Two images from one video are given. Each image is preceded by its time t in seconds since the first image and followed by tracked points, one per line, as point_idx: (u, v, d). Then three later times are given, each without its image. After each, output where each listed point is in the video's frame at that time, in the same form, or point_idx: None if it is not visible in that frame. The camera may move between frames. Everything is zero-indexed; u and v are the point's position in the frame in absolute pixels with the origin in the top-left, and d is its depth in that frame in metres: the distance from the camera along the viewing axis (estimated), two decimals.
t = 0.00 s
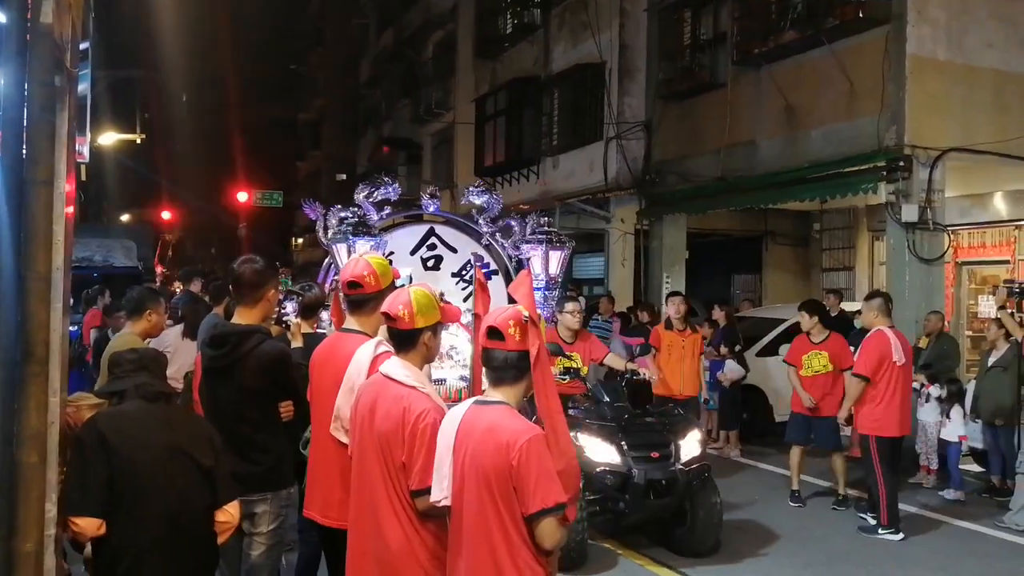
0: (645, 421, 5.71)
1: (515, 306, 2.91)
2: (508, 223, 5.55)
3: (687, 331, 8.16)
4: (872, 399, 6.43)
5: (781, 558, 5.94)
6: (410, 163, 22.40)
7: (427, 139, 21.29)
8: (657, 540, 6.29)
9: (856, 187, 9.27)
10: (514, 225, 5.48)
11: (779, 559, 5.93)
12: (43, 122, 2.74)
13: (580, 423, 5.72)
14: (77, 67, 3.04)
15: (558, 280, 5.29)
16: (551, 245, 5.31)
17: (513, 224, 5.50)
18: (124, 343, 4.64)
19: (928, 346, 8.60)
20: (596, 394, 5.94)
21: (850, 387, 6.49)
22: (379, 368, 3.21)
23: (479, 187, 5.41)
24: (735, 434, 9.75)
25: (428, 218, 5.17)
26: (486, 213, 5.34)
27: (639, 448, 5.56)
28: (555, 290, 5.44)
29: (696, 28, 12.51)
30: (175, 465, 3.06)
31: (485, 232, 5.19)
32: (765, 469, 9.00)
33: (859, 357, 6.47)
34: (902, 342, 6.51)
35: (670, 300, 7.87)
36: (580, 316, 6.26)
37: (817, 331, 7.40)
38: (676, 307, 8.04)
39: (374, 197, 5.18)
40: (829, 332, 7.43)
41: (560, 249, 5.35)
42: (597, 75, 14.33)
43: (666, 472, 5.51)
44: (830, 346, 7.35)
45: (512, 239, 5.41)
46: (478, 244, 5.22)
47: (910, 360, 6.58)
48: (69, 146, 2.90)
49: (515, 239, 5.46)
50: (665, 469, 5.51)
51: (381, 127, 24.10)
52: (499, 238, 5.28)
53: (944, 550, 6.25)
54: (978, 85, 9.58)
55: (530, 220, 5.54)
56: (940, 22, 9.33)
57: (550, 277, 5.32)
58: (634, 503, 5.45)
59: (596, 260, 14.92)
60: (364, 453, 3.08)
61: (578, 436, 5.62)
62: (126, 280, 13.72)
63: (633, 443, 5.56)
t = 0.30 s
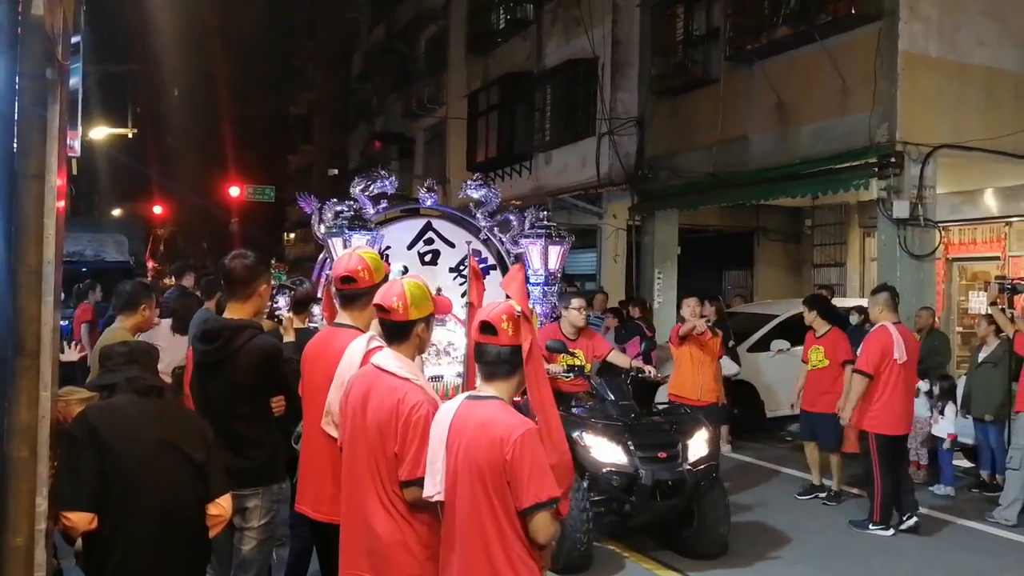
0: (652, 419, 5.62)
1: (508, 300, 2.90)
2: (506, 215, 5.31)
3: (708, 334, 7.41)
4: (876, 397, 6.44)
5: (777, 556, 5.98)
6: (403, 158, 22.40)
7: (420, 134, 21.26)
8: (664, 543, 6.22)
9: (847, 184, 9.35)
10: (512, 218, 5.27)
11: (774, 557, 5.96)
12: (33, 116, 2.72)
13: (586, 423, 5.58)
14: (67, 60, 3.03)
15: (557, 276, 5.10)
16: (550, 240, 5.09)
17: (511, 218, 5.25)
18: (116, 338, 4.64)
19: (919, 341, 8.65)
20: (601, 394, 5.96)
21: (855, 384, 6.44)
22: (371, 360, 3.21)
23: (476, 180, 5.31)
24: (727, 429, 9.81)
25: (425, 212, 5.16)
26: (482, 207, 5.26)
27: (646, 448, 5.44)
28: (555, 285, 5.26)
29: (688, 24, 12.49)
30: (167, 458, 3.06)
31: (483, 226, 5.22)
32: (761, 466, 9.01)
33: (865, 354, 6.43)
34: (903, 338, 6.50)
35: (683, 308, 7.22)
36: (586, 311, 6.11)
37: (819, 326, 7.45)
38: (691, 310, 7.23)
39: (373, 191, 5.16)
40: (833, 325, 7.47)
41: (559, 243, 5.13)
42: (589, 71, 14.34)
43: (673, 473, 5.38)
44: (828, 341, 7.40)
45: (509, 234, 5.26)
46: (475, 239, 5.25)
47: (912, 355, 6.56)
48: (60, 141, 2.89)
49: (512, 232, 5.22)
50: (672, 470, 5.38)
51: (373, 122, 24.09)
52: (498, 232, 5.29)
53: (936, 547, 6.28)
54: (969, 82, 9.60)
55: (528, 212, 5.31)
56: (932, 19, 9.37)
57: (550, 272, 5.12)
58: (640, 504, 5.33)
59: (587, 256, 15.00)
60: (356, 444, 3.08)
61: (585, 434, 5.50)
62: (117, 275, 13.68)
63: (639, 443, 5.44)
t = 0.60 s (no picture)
0: (660, 412, 5.50)
1: (503, 287, 2.90)
2: (505, 204, 5.38)
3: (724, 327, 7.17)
4: (897, 391, 6.23)
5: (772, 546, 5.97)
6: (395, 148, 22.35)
7: (412, 124, 21.20)
8: (672, 539, 6.06)
9: (839, 173, 9.40)
10: (511, 206, 5.32)
11: (769, 546, 5.96)
12: (23, 103, 2.71)
13: (593, 416, 5.44)
14: (57, 46, 3.01)
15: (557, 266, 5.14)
16: (550, 228, 5.14)
17: (510, 205, 5.32)
18: (107, 327, 4.62)
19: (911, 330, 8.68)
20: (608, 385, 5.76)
21: (878, 381, 6.15)
22: (363, 345, 3.21)
23: (475, 167, 5.37)
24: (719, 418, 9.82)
25: (423, 200, 5.16)
26: (482, 194, 5.30)
27: (654, 442, 5.30)
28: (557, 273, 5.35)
29: (680, 13, 12.47)
30: (159, 447, 3.05)
31: (481, 215, 5.23)
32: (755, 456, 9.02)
33: (885, 350, 6.14)
34: (920, 329, 6.29)
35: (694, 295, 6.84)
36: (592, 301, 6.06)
37: (817, 314, 7.46)
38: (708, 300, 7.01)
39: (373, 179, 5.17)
40: (831, 314, 7.46)
41: (560, 233, 5.18)
42: (581, 60, 14.33)
43: (683, 466, 5.21)
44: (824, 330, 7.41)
45: (509, 222, 5.31)
46: (474, 228, 5.26)
47: (925, 346, 6.40)
48: (50, 128, 2.87)
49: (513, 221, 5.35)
50: (681, 464, 5.21)
51: (365, 112, 24.02)
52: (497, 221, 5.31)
53: (930, 535, 6.29)
54: (961, 71, 9.61)
55: (527, 200, 5.33)
56: (924, 8, 9.37)
57: (550, 262, 5.16)
58: (649, 498, 5.18)
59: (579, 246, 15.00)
60: (350, 429, 3.09)
61: (591, 427, 5.35)
62: (108, 265, 13.61)
63: (647, 436, 5.31)
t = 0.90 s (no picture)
0: (667, 408, 5.42)
1: (492, 279, 2.88)
2: (501, 197, 5.37)
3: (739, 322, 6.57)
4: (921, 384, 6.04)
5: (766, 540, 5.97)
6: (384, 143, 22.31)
7: (401, 118, 21.15)
8: (681, 538, 5.94)
9: (828, 166, 9.44)
10: (507, 199, 5.31)
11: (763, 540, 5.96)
12: (8, 95, 2.68)
13: (599, 413, 5.35)
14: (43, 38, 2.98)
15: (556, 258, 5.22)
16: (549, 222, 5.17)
17: (506, 199, 5.27)
18: (96, 320, 4.59)
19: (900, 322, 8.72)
20: (614, 381, 5.65)
21: (904, 374, 5.94)
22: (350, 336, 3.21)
23: (470, 159, 5.36)
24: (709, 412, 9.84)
25: (418, 193, 5.02)
26: (477, 186, 5.24)
27: (663, 440, 5.22)
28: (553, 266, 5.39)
29: (669, 7, 12.47)
30: (148, 441, 3.03)
31: (477, 207, 5.04)
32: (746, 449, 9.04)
33: (912, 342, 5.94)
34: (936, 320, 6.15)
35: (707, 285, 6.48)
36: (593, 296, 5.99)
37: (806, 308, 7.51)
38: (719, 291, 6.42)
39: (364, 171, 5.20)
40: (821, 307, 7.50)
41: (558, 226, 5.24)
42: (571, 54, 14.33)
43: (692, 464, 5.13)
44: (818, 322, 7.42)
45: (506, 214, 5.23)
46: (470, 220, 5.08)
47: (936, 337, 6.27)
48: (37, 119, 2.85)
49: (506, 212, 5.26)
50: (690, 461, 5.13)
51: (355, 106, 23.97)
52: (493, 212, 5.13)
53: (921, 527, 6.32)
54: (949, 64, 9.63)
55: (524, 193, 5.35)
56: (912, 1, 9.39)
57: (549, 254, 5.23)
58: (657, 497, 5.08)
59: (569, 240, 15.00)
60: (339, 421, 3.08)
61: (598, 425, 5.25)
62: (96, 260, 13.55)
63: (655, 433, 5.23)
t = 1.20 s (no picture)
0: (666, 401, 5.35)
1: (471, 268, 2.88)
2: (491, 186, 5.53)
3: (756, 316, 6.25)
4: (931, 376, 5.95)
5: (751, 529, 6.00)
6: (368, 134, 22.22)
7: (384, 109, 21.08)
8: (682, 535, 5.87)
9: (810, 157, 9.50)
10: (497, 189, 5.49)
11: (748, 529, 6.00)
12: None
13: (598, 407, 5.26)
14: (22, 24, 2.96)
15: (548, 248, 5.52)
16: (539, 212, 5.48)
17: (496, 188, 5.43)
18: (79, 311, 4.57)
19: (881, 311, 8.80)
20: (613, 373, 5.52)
21: (917, 366, 5.84)
22: (328, 326, 3.22)
23: (459, 148, 5.40)
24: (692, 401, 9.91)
25: (406, 181, 5.10)
26: (466, 175, 5.37)
27: (663, 433, 5.16)
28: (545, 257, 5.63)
29: None
30: (131, 431, 3.03)
31: (467, 197, 5.16)
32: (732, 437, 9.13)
33: (924, 332, 5.85)
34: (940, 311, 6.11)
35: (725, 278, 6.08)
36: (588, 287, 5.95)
37: (793, 300, 7.50)
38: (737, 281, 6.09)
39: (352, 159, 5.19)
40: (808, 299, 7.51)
41: (549, 216, 5.53)
42: (554, 44, 14.33)
43: (693, 459, 5.08)
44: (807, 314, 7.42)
45: (494, 204, 5.46)
46: (460, 210, 5.19)
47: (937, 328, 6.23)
48: (16, 107, 2.83)
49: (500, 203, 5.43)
50: (691, 456, 5.09)
51: (338, 97, 23.87)
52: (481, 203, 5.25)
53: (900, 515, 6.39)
54: (930, 55, 9.68)
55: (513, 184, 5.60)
56: None
57: (540, 244, 5.53)
58: (658, 493, 5.02)
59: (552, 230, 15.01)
60: (317, 410, 3.09)
61: (597, 419, 5.18)
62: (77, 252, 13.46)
63: (655, 427, 5.15)
